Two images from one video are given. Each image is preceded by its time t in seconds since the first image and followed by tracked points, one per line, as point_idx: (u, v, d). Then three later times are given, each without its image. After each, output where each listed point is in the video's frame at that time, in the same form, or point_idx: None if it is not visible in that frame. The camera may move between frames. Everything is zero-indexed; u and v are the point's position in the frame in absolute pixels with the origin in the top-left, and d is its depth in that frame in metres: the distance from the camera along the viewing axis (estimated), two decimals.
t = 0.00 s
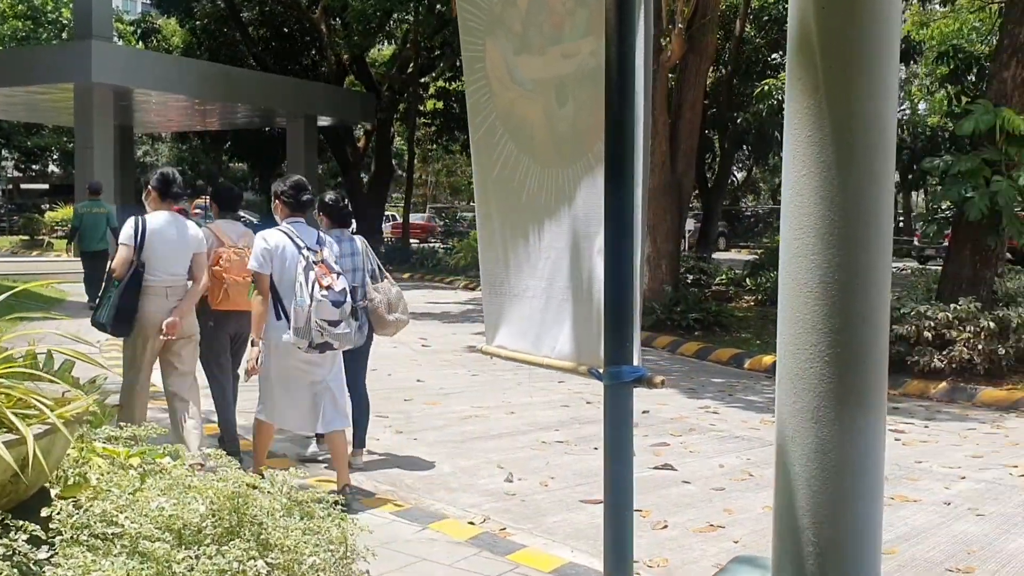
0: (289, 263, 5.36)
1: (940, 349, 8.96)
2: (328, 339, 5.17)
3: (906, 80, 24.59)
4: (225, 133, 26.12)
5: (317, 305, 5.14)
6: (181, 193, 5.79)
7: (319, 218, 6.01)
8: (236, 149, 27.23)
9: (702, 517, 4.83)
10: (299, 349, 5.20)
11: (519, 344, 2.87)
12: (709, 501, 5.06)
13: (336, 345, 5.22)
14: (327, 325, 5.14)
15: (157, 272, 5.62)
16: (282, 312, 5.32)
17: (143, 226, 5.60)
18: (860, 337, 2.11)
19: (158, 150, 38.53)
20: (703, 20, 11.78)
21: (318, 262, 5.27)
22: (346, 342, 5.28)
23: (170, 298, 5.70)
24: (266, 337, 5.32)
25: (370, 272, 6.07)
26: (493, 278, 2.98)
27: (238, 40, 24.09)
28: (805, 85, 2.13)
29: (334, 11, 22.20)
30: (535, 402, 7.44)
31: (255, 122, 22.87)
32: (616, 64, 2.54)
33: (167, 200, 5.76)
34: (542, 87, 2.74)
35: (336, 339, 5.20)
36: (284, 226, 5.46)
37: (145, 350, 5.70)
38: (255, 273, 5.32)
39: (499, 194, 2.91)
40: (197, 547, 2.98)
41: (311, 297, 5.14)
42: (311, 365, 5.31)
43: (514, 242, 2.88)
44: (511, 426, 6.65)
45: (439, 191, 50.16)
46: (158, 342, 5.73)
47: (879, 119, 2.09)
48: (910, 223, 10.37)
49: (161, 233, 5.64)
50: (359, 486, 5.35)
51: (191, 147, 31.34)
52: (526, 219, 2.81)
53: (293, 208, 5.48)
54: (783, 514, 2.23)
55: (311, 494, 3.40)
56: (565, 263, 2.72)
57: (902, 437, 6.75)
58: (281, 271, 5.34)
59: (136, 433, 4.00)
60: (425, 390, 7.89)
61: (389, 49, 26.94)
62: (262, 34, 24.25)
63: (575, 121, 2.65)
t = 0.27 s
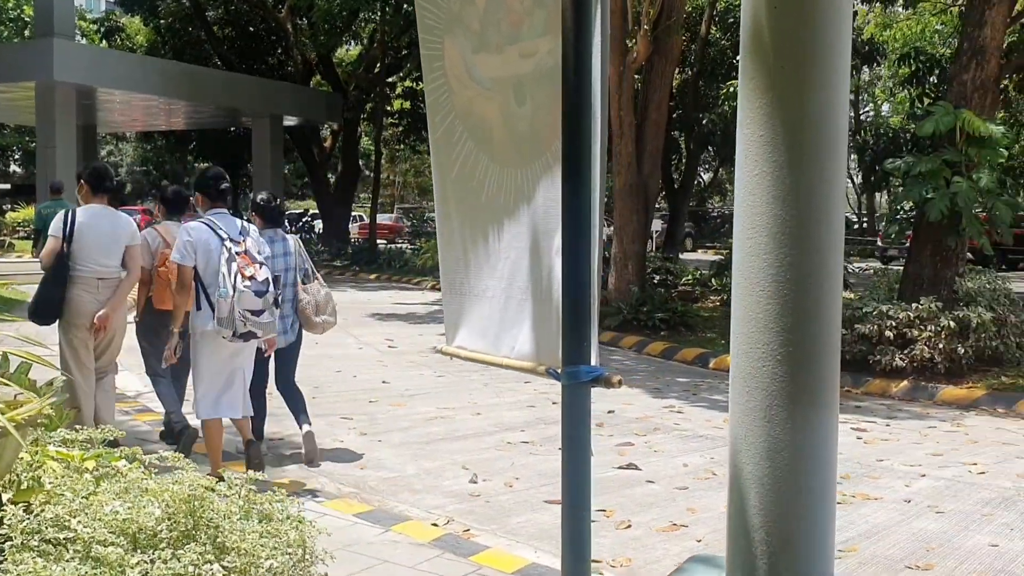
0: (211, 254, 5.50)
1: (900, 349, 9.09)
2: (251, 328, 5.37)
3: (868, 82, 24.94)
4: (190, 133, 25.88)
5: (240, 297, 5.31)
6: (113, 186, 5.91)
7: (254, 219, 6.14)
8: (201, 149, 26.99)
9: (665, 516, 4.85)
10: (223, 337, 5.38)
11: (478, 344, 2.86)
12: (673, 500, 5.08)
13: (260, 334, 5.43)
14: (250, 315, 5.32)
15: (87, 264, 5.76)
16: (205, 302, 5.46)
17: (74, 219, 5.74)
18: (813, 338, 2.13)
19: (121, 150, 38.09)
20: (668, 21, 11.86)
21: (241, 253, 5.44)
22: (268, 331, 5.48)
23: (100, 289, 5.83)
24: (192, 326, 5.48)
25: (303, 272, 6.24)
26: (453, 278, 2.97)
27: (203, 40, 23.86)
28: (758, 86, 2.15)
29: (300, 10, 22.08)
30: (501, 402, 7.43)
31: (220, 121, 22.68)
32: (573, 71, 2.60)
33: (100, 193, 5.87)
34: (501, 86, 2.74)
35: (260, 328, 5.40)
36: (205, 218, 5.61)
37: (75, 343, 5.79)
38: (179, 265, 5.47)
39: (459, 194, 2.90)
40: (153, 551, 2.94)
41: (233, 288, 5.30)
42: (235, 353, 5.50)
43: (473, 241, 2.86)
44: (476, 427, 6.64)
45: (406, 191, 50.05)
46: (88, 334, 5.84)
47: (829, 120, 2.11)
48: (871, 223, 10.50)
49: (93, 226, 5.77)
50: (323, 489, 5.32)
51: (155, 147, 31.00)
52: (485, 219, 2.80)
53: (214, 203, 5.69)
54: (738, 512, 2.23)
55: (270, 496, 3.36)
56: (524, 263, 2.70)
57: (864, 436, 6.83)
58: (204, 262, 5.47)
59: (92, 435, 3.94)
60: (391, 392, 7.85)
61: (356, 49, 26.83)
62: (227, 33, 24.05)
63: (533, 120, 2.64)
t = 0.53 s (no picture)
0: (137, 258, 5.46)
1: (855, 348, 9.20)
2: (180, 331, 5.39)
3: (823, 84, 25.28)
4: (146, 132, 25.55)
5: (167, 300, 5.34)
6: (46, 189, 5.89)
7: (186, 217, 6.38)
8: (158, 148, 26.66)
9: (621, 515, 4.86)
10: (152, 340, 5.39)
11: (430, 344, 2.84)
12: (629, 499, 5.10)
13: (190, 337, 5.44)
14: (179, 318, 5.36)
15: (21, 265, 5.68)
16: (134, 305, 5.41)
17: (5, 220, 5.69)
18: (757, 336, 2.15)
19: (76, 148, 37.51)
20: (630, 17, 11.88)
21: (169, 257, 5.46)
22: (198, 334, 5.50)
23: (35, 290, 5.73)
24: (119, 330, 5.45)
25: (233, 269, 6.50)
26: (405, 277, 2.95)
27: (159, 38, 23.57)
28: (703, 86, 2.15)
29: (259, 8, 21.89)
30: (459, 403, 7.42)
31: (177, 120, 22.42)
32: (521, 67, 2.60)
33: (32, 195, 5.84)
34: (451, 84, 2.72)
35: (189, 330, 5.42)
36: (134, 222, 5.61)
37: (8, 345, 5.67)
38: (108, 270, 5.48)
39: (411, 192, 2.88)
40: (98, 555, 2.89)
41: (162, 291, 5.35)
42: (165, 356, 5.46)
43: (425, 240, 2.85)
44: (434, 428, 6.63)
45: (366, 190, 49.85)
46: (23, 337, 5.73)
47: (773, 120, 2.13)
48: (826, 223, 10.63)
49: (25, 227, 5.70)
50: (278, 491, 5.28)
51: (110, 146, 30.56)
52: (437, 218, 2.79)
53: (141, 207, 5.69)
54: (686, 510, 2.24)
55: (219, 498, 3.32)
56: (476, 261, 2.69)
57: (818, 434, 6.91)
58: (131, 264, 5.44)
59: (37, 438, 3.86)
60: (348, 392, 7.81)
61: (315, 48, 26.66)
62: (184, 31, 23.77)
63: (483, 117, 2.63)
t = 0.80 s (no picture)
0: (39, 251, 5.71)
1: (782, 346, 9.37)
2: (73, 324, 5.61)
3: (755, 87, 25.75)
4: (72, 128, 24.87)
5: (61, 293, 5.55)
6: None
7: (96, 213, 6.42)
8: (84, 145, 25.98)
9: (551, 514, 4.88)
10: (46, 331, 5.62)
11: (354, 344, 2.81)
12: (560, 498, 5.12)
13: (82, 331, 5.67)
14: (73, 311, 5.58)
15: None
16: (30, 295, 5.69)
17: None
18: (677, 336, 2.17)
19: None
20: (553, 29, 12.01)
21: (67, 251, 5.69)
22: (91, 327, 5.73)
23: None
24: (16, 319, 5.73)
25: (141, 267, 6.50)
26: (329, 278, 2.92)
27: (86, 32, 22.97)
28: (623, 87, 2.17)
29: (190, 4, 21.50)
30: (392, 404, 7.37)
31: (104, 117, 21.87)
32: (445, 58, 2.49)
33: None
34: (375, 82, 2.70)
35: (82, 324, 5.64)
36: (37, 214, 5.79)
37: None
38: (5, 259, 5.61)
39: (334, 191, 2.84)
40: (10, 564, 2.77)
41: (58, 284, 5.55)
42: (60, 347, 5.71)
43: (349, 238, 2.82)
44: (365, 429, 6.57)
45: (301, 191, 49.31)
46: None
47: (690, 121, 2.16)
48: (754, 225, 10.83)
49: None
50: (205, 495, 5.18)
51: (33, 143, 29.67)
52: (362, 216, 2.76)
53: (45, 200, 5.79)
54: (605, 508, 2.26)
55: (140, 506, 3.23)
56: (399, 262, 2.67)
57: (746, 431, 7.03)
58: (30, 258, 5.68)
59: None
60: (278, 394, 7.70)
61: (249, 45, 26.28)
62: (112, 26, 23.22)
63: (407, 116, 2.62)
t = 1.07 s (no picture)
0: None
1: (695, 345, 9.55)
2: None
3: (672, 90, 26.15)
4: None
5: None
6: None
7: None
8: None
9: (466, 517, 4.86)
10: None
11: (257, 348, 2.74)
12: (474, 500, 5.11)
13: None
14: None
15: None
16: None
17: None
18: (581, 338, 2.17)
19: None
20: (469, 31, 12.01)
21: None
22: None
23: None
24: None
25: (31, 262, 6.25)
26: (232, 281, 2.84)
27: None
28: (527, 89, 2.16)
29: None
30: (306, 407, 7.26)
31: (6, 112, 21.00)
32: (348, 54, 2.46)
33: None
34: (279, 81, 2.64)
35: None
36: None
37: None
38: None
39: (237, 191, 2.77)
40: None
41: None
42: None
43: (252, 240, 2.75)
44: (278, 434, 6.45)
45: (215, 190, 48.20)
46: None
47: (595, 125, 2.17)
48: (668, 226, 11.02)
49: None
50: (109, 503, 5.01)
51: None
52: (265, 217, 2.69)
53: None
54: (510, 511, 2.26)
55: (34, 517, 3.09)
56: (304, 264, 2.62)
57: (659, 430, 7.13)
58: None
59: None
60: (188, 398, 7.50)
61: (161, 41, 25.57)
62: (15, 18, 22.31)
63: (312, 116, 2.57)
